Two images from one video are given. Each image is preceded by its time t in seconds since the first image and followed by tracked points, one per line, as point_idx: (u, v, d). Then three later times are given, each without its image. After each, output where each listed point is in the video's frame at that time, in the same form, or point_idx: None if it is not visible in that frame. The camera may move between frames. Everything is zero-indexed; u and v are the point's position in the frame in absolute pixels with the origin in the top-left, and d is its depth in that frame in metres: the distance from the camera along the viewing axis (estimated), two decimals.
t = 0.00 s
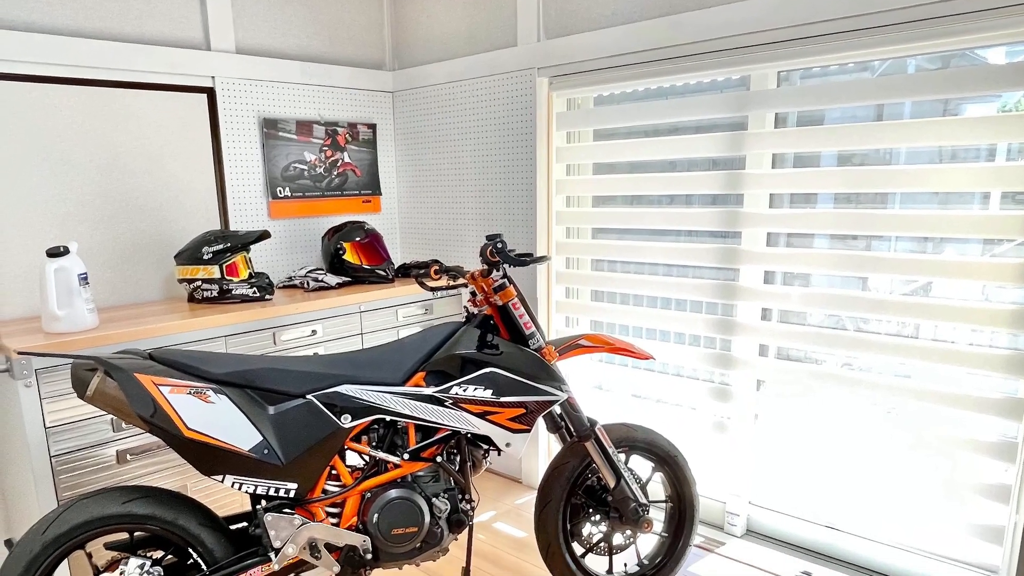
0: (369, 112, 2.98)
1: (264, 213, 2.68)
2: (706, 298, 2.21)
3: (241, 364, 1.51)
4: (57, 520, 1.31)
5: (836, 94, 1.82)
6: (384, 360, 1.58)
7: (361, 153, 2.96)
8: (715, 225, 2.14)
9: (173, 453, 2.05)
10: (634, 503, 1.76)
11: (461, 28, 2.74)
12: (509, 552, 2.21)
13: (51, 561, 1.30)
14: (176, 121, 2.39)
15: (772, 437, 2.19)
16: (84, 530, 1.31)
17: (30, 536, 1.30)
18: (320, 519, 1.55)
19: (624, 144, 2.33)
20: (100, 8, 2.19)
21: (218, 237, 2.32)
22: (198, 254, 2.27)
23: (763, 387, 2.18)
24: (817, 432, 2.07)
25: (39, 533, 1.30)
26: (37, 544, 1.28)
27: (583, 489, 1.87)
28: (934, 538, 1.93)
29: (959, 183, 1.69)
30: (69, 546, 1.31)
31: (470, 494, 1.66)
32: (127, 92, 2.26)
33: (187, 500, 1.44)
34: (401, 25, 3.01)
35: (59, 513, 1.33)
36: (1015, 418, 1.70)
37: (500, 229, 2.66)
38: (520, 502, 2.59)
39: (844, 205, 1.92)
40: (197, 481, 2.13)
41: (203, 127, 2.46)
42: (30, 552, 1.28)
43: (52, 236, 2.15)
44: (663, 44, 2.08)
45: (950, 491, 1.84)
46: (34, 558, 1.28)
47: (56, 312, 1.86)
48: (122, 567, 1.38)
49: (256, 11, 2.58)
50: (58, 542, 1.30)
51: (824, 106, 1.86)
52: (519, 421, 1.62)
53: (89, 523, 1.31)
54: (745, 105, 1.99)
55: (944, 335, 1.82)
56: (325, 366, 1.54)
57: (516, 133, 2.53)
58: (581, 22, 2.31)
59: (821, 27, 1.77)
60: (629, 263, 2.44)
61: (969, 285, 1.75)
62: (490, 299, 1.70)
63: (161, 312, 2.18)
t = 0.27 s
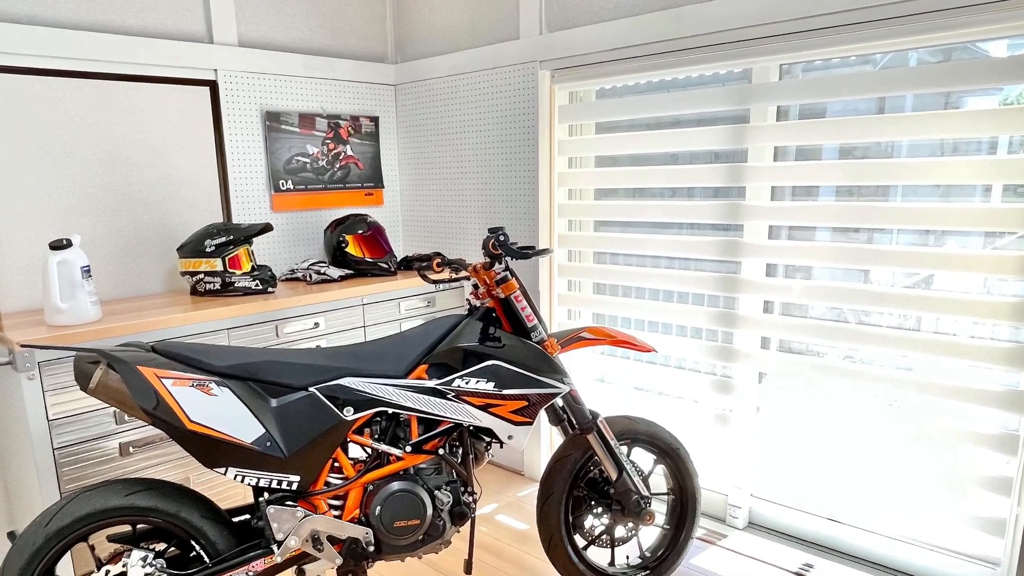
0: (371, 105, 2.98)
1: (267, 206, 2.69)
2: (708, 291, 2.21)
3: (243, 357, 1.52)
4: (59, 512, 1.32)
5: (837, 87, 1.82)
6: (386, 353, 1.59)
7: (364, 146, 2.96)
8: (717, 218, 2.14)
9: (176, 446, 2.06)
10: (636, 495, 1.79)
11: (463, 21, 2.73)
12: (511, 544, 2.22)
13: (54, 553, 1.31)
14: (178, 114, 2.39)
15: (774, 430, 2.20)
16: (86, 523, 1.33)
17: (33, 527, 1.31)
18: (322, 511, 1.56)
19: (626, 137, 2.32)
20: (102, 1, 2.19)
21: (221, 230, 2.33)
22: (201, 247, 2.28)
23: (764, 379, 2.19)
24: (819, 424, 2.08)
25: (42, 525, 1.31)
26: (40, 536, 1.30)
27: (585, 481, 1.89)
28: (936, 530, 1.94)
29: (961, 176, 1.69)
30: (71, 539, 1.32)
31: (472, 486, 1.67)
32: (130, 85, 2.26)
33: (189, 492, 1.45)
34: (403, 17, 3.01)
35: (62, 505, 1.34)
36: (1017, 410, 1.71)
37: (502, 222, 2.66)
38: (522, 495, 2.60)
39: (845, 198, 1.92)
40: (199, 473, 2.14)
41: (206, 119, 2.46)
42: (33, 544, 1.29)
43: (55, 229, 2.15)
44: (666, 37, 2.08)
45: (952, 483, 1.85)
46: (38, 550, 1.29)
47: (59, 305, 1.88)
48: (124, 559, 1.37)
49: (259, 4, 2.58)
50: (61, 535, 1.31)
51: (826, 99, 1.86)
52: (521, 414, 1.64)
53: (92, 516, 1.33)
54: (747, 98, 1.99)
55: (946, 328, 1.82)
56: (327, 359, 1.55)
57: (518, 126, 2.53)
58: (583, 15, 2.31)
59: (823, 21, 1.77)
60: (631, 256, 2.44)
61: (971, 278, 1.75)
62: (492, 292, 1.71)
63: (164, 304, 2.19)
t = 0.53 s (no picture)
0: (374, 98, 2.98)
1: (269, 199, 2.69)
2: (710, 284, 2.22)
3: (246, 349, 1.53)
4: (62, 505, 1.33)
5: (839, 80, 1.82)
6: (389, 345, 1.59)
7: (366, 139, 2.96)
8: (719, 211, 2.14)
9: (178, 438, 2.07)
10: (638, 488, 1.80)
11: (465, 14, 2.73)
12: (513, 536, 2.24)
13: (56, 545, 1.32)
14: (181, 107, 2.39)
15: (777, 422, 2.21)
16: (89, 515, 1.34)
17: (36, 520, 1.33)
18: (325, 504, 1.57)
19: (628, 130, 2.32)
20: None
21: (224, 223, 2.34)
22: (204, 239, 2.29)
23: (766, 371, 2.19)
24: (821, 416, 2.09)
25: (45, 518, 1.32)
26: (42, 529, 1.31)
27: (587, 474, 1.90)
28: (938, 523, 1.95)
29: (963, 169, 1.69)
30: (73, 532, 1.33)
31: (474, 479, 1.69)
32: (132, 78, 2.27)
33: (192, 484, 1.46)
34: (405, 10, 3.00)
35: (65, 497, 1.35)
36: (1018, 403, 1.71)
37: (504, 215, 2.67)
38: (525, 487, 2.62)
39: (847, 190, 1.92)
40: (202, 466, 2.15)
41: (208, 112, 2.46)
42: (35, 537, 1.31)
43: (58, 222, 2.16)
44: (668, 30, 2.07)
45: (953, 476, 1.86)
46: (40, 543, 1.31)
47: (62, 297, 1.89)
48: (126, 552, 1.41)
49: None
50: (63, 527, 1.32)
51: (828, 92, 1.86)
52: (523, 407, 1.64)
53: (95, 508, 1.34)
54: (749, 91, 1.99)
55: (947, 320, 1.83)
56: (330, 351, 1.56)
57: (520, 118, 2.52)
58: (585, 8, 2.30)
59: (825, 14, 1.77)
60: (633, 248, 2.44)
61: (973, 271, 1.75)
62: (495, 285, 1.71)
63: (166, 297, 2.20)
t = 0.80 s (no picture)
0: (376, 91, 2.98)
1: (272, 192, 2.69)
2: (712, 276, 2.22)
3: (248, 342, 1.53)
4: (65, 498, 1.34)
5: (841, 72, 1.82)
6: (391, 338, 1.60)
7: (368, 132, 2.95)
8: (721, 204, 2.14)
9: (181, 431, 2.09)
10: (640, 480, 1.82)
11: (468, 6, 2.72)
12: (515, 529, 2.26)
13: (59, 537, 1.34)
14: (183, 100, 2.40)
15: (779, 415, 2.22)
16: (91, 508, 1.35)
17: (39, 512, 1.34)
18: (327, 496, 1.57)
19: (630, 123, 2.32)
20: None
21: (226, 216, 2.34)
22: (206, 232, 2.29)
23: (768, 364, 2.20)
24: (822, 408, 2.10)
25: (48, 510, 1.34)
26: (46, 521, 1.32)
27: (589, 466, 1.91)
28: (939, 515, 1.96)
29: (964, 161, 1.69)
30: (76, 524, 1.34)
31: (476, 471, 1.70)
32: (134, 71, 2.27)
33: (194, 477, 1.47)
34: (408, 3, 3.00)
35: (67, 491, 1.36)
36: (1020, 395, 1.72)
37: (506, 208, 2.67)
38: (527, 479, 2.63)
39: (849, 183, 1.92)
40: (205, 458, 2.17)
41: (211, 105, 2.46)
42: (38, 529, 1.32)
43: (61, 214, 2.17)
44: (670, 23, 2.07)
45: (954, 468, 1.86)
46: (43, 535, 1.32)
47: (64, 290, 1.90)
48: (130, 544, 1.41)
49: None
50: (66, 520, 1.33)
51: (830, 85, 1.86)
52: (525, 399, 1.66)
53: (98, 500, 1.35)
54: (751, 84, 1.98)
55: (949, 313, 1.83)
56: (332, 344, 1.57)
57: (522, 111, 2.52)
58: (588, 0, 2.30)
59: (828, 6, 1.77)
60: (635, 241, 2.44)
61: (974, 263, 1.75)
62: (497, 277, 1.72)
63: (169, 290, 2.20)
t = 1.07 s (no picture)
0: (379, 83, 2.98)
1: (275, 185, 2.70)
2: (714, 269, 2.22)
3: (250, 335, 1.54)
4: (68, 490, 1.36)
5: (842, 65, 1.82)
6: (393, 330, 1.61)
7: (371, 125, 2.96)
8: (723, 196, 2.14)
9: (184, 424, 2.10)
10: (642, 472, 1.83)
11: None
12: (518, 521, 2.27)
13: (62, 530, 1.35)
14: (185, 93, 2.40)
15: (781, 407, 2.22)
16: (93, 500, 1.36)
17: (42, 505, 1.35)
18: (329, 489, 1.59)
19: (632, 116, 2.32)
20: None
21: (229, 209, 2.35)
22: (209, 225, 2.30)
23: (770, 356, 2.20)
24: (824, 401, 2.10)
25: (51, 503, 1.35)
26: (48, 514, 1.34)
27: (591, 459, 1.92)
28: (940, 508, 1.97)
29: (966, 154, 1.70)
30: (79, 516, 1.36)
31: (478, 464, 1.71)
32: (137, 64, 2.28)
33: (197, 469, 1.48)
34: None
35: (70, 483, 1.37)
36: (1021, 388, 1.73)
37: (508, 201, 2.67)
38: (529, 472, 2.65)
39: (850, 176, 1.92)
40: (207, 451, 2.18)
41: (214, 98, 2.47)
42: (41, 521, 1.34)
43: (64, 207, 2.18)
44: (672, 16, 2.07)
45: (955, 460, 1.87)
46: (46, 527, 1.33)
47: (67, 283, 1.91)
48: (133, 536, 1.42)
49: None
50: (68, 512, 1.35)
51: (832, 78, 1.86)
52: (527, 391, 1.66)
53: (100, 493, 1.36)
54: (753, 77, 1.98)
55: (950, 305, 1.83)
56: (335, 337, 1.58)
57: (525, 103, 2.52)
58: None
59: None
60: (637, 234, 2.45)
61: (976, 256, 1.76)
62: (499, 270, 1.73)
63: (171, 283, 2.21)
